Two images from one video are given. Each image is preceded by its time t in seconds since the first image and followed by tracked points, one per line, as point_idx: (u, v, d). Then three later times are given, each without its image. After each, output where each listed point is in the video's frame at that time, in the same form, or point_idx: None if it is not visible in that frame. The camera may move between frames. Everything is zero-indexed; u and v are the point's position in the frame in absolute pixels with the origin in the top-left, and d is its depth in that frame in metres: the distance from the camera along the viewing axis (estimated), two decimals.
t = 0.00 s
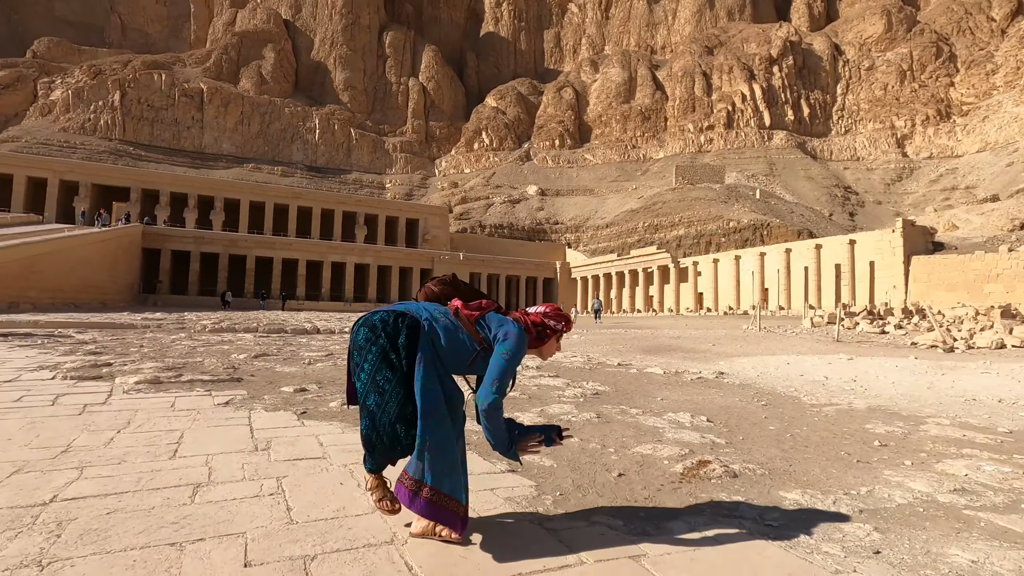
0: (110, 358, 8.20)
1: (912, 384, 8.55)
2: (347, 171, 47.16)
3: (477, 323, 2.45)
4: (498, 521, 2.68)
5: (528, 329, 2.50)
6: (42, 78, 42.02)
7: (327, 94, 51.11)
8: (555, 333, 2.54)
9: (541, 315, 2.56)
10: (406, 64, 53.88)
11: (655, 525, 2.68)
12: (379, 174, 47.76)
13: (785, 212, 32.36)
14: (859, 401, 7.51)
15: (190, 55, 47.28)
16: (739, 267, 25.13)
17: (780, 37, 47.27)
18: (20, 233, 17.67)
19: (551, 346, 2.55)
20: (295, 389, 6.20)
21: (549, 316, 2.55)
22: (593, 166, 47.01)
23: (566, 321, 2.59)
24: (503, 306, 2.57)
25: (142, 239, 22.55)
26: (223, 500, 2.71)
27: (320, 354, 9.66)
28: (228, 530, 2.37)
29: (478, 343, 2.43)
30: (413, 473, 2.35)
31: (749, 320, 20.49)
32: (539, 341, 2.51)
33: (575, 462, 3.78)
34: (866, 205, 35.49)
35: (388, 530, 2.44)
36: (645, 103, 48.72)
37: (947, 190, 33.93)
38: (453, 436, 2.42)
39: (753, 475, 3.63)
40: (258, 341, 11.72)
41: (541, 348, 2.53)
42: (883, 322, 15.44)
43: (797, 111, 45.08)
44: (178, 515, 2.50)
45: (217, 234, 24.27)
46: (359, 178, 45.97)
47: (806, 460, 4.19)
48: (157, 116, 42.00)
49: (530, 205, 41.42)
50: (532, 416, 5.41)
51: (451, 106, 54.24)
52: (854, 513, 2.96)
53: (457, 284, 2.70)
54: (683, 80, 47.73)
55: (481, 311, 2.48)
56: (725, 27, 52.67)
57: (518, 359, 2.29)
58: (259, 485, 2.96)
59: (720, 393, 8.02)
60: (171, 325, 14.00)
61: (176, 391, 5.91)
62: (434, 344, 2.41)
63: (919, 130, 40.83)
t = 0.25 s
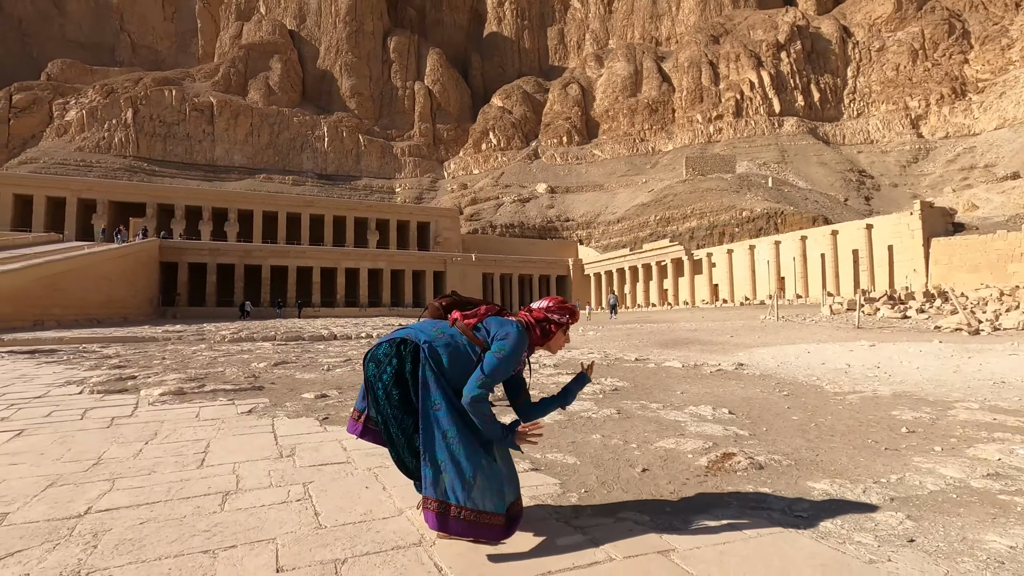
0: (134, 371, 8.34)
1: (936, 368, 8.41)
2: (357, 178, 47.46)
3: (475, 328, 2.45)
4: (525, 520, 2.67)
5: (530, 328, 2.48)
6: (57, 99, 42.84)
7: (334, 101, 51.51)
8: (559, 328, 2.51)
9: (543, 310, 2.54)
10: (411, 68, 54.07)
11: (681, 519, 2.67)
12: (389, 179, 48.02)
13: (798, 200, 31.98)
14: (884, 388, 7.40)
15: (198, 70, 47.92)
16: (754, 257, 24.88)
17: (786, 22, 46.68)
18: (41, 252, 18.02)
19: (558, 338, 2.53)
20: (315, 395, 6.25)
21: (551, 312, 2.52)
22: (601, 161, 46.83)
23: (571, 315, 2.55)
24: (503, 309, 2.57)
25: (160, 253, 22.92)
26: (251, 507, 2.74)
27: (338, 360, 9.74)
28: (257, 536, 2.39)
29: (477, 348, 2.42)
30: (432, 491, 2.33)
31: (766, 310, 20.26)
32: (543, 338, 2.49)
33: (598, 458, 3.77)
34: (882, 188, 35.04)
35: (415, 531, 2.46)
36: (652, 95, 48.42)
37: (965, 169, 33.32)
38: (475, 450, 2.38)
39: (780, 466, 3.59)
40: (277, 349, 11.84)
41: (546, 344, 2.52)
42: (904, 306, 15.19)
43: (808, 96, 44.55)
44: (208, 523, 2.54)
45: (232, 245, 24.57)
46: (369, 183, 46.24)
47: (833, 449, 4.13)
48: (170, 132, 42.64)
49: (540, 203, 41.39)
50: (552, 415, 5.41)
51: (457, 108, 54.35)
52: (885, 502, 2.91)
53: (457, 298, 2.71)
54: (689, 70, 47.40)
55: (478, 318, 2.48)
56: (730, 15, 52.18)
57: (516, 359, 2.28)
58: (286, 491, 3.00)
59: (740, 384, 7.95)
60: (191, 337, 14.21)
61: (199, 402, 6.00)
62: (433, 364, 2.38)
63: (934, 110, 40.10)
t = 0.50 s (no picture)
0: (160, 383, 8.50)
1: (962, 347, 8.24)
2: (367, 183, 47.72)
3: (466, 316, 2.52)
4: (551, 513, 2.66)
5: (520, 302, 2.51)
6: (71, 121, 43.68)
7: (341, 108, 51.85)
8: (550, 293, 2.48)
9: (532, 281, 2.50)
10: (415, 71, 54.17)
11: (709, 507, 2.65)
12: (398, 182, 48.22)
13: (812, 182, 31.55)
14: (909, 368, 7.27)
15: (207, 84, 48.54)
16: (769, 242, 24.59)
17: (792, 2, 45.96)
18: (64, 271, 18.42)
19: (555, 305, 2.52)
20: (338, 399, 6.30)
21: (541, 280, 2.48)
22: (610, 153, 46.58)
23: (563, 279, 2.49)
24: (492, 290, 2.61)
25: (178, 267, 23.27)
26: (281, 512, 2.78)
27: (358, 364, 9.83)
28: (288, 540, 2.42)
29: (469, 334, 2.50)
30: (451, 477, 2.40)
31: (784, 295, 20.03)
32: (534, 308, 2.49)
33: (622, 450, 3.76)
34: (898, 166, 34.42)
35: (444, 530, 2.47)
36: (658, 84, 48.02)
37: (984, 142, 32.54)
38: (490, 434, 2.41)
39: (806, 452, 3.55)
40: (297, 356, 11.97)
41: (541, 313, 2.51)
42: (927, 285, 14.91)
43: (817, 77, 43.85)
44: (241, 529, 2.58)
45: (248, 256, 24.87)
46: (379, 188, 46.49)
47: (861, 432, 4.07)
48: (182, 147, 43.26)
49: (550, 199, 41.30)
50: (573, 409, 5.40)
51: (463, 108, 54.39)
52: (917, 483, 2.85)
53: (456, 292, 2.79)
54: (695, 57, 46.94)
55: (468, 305, 2.54)
56: None
57: (495, 332, 2.32)
58: (314, 495, 3.03)
59: (762, 371, 7.87)
60: (213, 348, 14.44)
61: (224, 411, 6.10)
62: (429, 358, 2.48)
63: (949, 83, 39.22)
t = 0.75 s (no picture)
0: (184, 397, 8.64)
1: (987, 322, 8.09)
2: (376, 189, 47.97)
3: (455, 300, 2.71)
4: (574, 507, 2.66)
5: (496, 274, 2.60)
6: (85, 145, 44.49)
7: (347, 116, 52.18)
8: (522, 256, 2.52)
9: (507, 250, 2.57)
10: (418, 75, 54.31)
11: (733, 495, 2.62)
12: (407, 187, 48.40)
13: (824, 163, 31.13)
14: (932, 347, 7.16)
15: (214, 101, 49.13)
16: (783, 226, 24.31)
17: None
18: (85, 293, 18.80)
19: (534, 270, 2.57)
20: (358, 404, 6.36)
21: (512, 247, 2.56)
22: (616, 146, 46.34)
23: (531, 244, 2.55)
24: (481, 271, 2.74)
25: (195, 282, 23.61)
26: (309, 516, 2.82)
27: (376, 369, 9.90)
28: (317, 544, 2.45)
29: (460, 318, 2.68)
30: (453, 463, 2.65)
31: (801, 279, 19.79)
32: (512, 276, 2.57)
33: (643, 442, 3.75)
34: (912, 142, 33.86)
35: (469, 529, 2.48)
36: (662, 73, 47.69)
37: (1000, 112, 31.84)
38: (480, 421, 2.54)
39: (831, 435, 3.51)
40: (316, 364, 12.10)
41: (523, 280, 2.57)
42: (947, 261, 14.63)
43: (824, 56, 43.23)
44: (270, 535, 2.61)
45: (263, 268, 25.14)
46: (388, 194, 46.72)
47: (886, 413, 4.01)
48: (193, 164, 43.85)
49: (559, 195, 41.22)
50: (592, 403, 5.40)
51: (467, 109, 54.46)
52: (946, 462, 2.80)
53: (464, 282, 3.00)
54: (698, 44, 46.55)
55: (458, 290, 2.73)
56: None
57: (462, 308, 2.51)
58: (341, 499, 3.06)
59: (782, 356, 7.80)
60: (233, 360, 14.64)
61: (249, 421, 6.18)
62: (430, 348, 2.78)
63: (960, 55, 38.45)
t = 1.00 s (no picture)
0: (202, 410, 8.74)
1: (1002, 296, 7.99)
2: (381, 195, 48.11)
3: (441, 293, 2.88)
4: (589, 499, 2.67)
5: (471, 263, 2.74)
6: (93, 166, 45.01)
7: (349, 124, 52.40)
8: (488, 243, 2.69)
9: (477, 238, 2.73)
10: (417, 79, 54.44)
11: (750, 481, 2.61)
12: (412, 191, 48.52)
13: (830, 144, 30.83)
14: (948, 324, 7.08)
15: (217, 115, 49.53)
16: (791, 211, 24.10)
17: None
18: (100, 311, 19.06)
19: (506, 254, 2.73)
20: (373, 409, 6.40)
21: (479, 237, 2.72)
22: (619, 139, 46.18)
23: (495, 230, 2.70)
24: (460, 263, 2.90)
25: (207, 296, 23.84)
26: (328, 521, 2.84)
27: (389, 373, 9.96)
28: (336, 547, 2.48)
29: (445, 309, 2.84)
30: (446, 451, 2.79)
31: (811, 263, 19.61)
32: (486, 263, 2.72)
33: (658, 432, 3.74)
34: (918, 118, 33.49)
35: (487, 525, 2.50)
36: (661, 63, 47.46)
37: (1008, 84, 31.36)
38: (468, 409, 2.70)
39: (847, 417, 3.48)
40: (330, 371, 12.19)
41: (497, 265, 2.73)
42: (961, 237, 14.43)
43: (825, 36, 42.81)
44: (291, 540, 2.65)
45: (273, 278, 25.33)
46: (394, 199, 46.86)
47: (902, 393, 3.98)
48: (199, 179, 44.23)
49: (563, 191, 41.16)
50: (606, 396, 5.40)
51: (468, 110, 54.50)
52: (966, 439, 2.77)
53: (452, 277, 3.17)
54: (696, 32, 46.28)
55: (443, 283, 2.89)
56: None
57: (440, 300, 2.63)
58: (359, 502, 3.09)
59: (796, 341, 7.75)
60: (248, 371, 14.76)
61: (266, 430, 6.25)
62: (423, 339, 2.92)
63: (964, 28, 37.88)
